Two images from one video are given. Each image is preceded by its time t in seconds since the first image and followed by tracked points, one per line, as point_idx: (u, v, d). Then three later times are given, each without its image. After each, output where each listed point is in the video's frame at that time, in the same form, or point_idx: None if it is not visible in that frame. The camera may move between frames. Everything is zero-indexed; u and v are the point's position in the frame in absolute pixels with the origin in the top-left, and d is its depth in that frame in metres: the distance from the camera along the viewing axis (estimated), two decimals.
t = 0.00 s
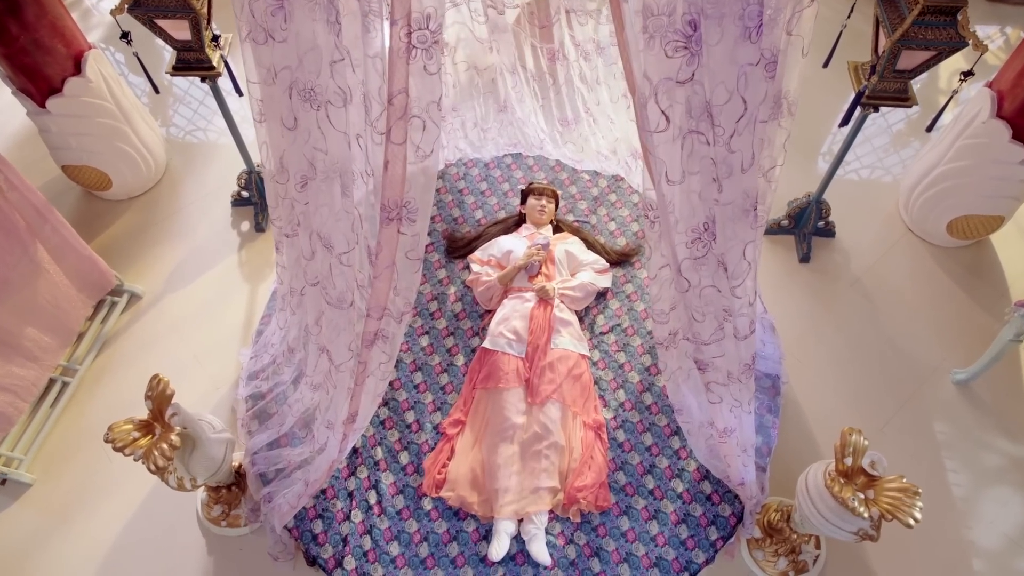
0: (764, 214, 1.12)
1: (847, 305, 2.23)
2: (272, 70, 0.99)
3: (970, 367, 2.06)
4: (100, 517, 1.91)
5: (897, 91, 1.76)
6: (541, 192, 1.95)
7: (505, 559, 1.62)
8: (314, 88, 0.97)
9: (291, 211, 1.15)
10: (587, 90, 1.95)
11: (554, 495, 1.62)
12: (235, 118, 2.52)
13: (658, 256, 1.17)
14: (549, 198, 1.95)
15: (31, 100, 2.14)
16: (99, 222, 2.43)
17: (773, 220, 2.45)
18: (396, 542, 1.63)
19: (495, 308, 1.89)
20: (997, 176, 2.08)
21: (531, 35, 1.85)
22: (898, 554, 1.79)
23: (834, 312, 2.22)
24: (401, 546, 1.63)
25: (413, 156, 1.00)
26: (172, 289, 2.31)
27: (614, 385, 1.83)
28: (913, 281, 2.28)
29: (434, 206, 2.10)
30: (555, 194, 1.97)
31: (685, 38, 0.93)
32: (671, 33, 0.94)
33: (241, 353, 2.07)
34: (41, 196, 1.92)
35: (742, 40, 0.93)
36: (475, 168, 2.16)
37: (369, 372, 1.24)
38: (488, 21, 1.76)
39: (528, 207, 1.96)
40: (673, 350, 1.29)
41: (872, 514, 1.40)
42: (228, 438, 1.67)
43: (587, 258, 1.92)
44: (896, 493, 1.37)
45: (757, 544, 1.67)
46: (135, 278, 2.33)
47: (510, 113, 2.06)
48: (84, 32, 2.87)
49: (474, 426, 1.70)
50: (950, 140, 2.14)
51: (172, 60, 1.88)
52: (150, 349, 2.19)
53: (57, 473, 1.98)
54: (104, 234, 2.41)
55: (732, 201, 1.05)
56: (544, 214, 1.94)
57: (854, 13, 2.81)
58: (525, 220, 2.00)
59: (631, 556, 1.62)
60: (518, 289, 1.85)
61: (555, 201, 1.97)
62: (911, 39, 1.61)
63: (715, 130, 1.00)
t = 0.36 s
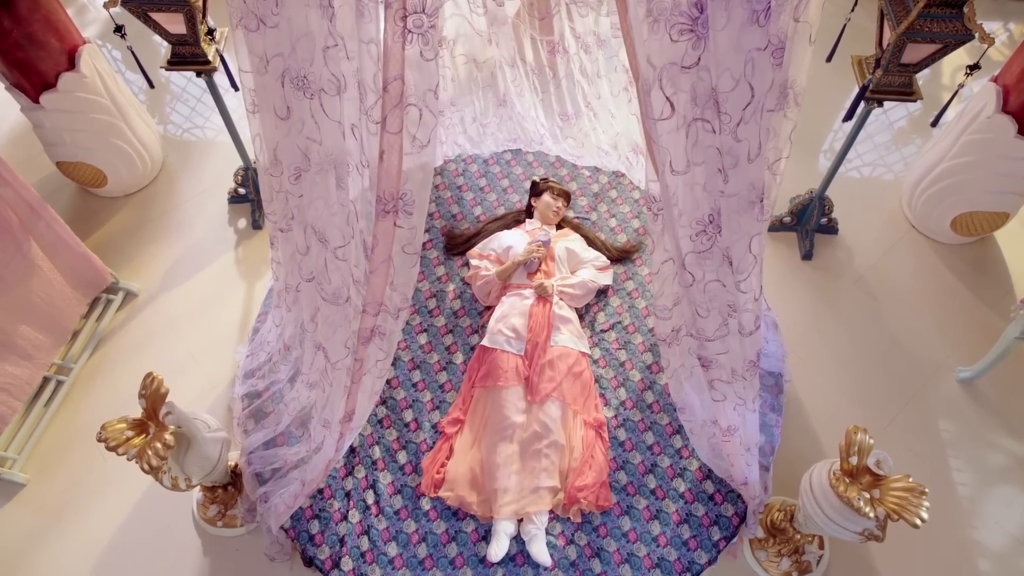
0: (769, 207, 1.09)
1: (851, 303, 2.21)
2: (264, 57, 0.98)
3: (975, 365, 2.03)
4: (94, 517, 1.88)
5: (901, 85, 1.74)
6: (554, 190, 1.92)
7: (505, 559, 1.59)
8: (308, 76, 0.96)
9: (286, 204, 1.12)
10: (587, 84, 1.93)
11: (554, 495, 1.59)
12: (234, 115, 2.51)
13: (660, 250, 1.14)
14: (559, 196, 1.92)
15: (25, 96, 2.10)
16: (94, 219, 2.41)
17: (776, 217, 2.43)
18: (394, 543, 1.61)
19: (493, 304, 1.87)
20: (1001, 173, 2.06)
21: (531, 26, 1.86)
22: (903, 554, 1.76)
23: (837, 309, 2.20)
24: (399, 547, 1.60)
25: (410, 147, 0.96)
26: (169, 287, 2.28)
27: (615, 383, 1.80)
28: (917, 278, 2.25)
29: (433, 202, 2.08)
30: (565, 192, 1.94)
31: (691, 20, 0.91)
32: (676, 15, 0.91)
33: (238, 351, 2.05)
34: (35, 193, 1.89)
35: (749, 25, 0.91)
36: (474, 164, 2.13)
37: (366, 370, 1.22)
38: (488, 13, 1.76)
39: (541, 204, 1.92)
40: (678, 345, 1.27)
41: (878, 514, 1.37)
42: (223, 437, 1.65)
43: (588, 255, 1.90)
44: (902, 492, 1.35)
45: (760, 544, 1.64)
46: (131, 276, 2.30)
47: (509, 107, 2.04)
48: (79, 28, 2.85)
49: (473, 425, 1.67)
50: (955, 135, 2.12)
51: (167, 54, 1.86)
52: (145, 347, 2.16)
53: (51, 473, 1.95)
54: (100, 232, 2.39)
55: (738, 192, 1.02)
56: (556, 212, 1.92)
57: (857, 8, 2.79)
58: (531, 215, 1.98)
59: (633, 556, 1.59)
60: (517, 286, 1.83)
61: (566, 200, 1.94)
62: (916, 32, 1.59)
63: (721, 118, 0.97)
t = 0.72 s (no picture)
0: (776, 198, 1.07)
1: (854, 299, 2.19)
2: (255, 44, 0.95)
3: (980, 362, 2.01)
4: (89, 516, 1.86)
5: (906, 77, 1.71)
6: (549, 184, 1.89)
7: (505, 559, 1.57)
8: (300, 62, 0.93)
9: (280, 196, 1.10)
10: (587, 76, 1.91)
11: (555, 494, 1.57)
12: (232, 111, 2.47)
13: (663, 244, 1.12)
14: (556, 190, 1.90)
15: (17, 90, 2.08)
16: (89, 215, 2.38)
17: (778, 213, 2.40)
18: (392, 543, 1.59)
19: (492, 300, 1.85)
20: (1007, 167, 2.03)
21: (531, 17, 1.83)
22: (907, 553, 1.74)
23: (840, 306, 2.17)
24: (397, 546, 1.58)
25: (406, 135, 0.94)
26: (164, 283, 2.26)
27: (615, 380, 1.78)
28: (920, 274, 2.23)
29: (431, 198, 2.05)
30: (562, 185, 1.92)
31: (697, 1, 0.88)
32: None
33: (234, 349, 2.02)
34: (28, 188, 1.86)
35: (757, 8, 0.88)
36: (473, 159, 2.11)
37: (363, 367, 1.20)
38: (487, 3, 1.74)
39: (538, 199, 1.90)
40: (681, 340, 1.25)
41: (884, 513, 1.35)
42: (219, 435, 1.63)
43: (589, 250, 1.87)
44: (908, 490, 1.33)
45: (762, 544, 1.62)
46: (126, 273, 2.28)
47: (508, 101, 2.01)
48: (74, 23, 2.81)
49: (472, 423, 1.65)
50: (959, 130, 2.09)
51: (161, 47, 1.83)
52: (141, 345, 2.14)
53: (45, 472, 1.93)
54: (95, 228, 2.36)
55: (744, 181, 1.00)
56: (553, 207, 1.90)
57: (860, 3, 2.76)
58: (531, 210, 1.95)
59: (634, 556, 1.57)
60: (516, 282, 1.81)
61: (564, 193, 1.92)
62: (921, 23, 1.56)
63: (727, 104, 0.94)
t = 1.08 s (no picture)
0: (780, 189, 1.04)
1: (857, 295, 2.16)
2: (243, 29, 0.91)
3: (984, 358, 1.99)
4: (82, 517, 1.83)
5: (911, 70, 1.69)
6: (549, 179, 1.87)
7: (504, 559, 1.55)
8: (291, 47, 0.89)
9: (273, 188, 1.07)
10: (587, 68, 1.84)
11: (555, 492, 1.55)
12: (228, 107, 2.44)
13: (665, 236, 1.10)
14: (555, 184, 1.88)
15: (9, 85, 2.04)
16: (84, 212, 2.36)
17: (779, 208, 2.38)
18: (390, 542, 1.56)
19: (491, 296, 1.83)
20: (1012, 161, 2.00)
21: (529, 8, 1.78)
22: (911, 552, 1.72)
23: (843, 301, 2.15)
24: (394, 546, 1.56)
25: (401, 123, 0.92)
26: (160, 280, 2.23)
27: (616, 377, 1.76)
28: (924, 270, 2.20)
29: (429, 193, 2.03)
30: (561, 179, 1.90)
31: None
32: None
33: (229, 346, 2.00)
34: (20, 183, 1.83)
35: None
36: (471, 154, 2.09)
37: (359, 364, 1.17)
38: None
39: (537, 193, 1.88)
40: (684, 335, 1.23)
41: (889, 511, 1.33)
42: (213, 434, 1.60)
43: (589, 246, 1.85)
44: (914, 489, 1.30)
45: (765, 543, 1.62)
46: (121, 270, 2.25)
47: (507, 94, 1.99)
48: (69, 19, 2.79)
49: (470, 421, 1.63)
50: (964, 124, 2.07)
51: (155, 41, 1.80)
52: (135, 343, 2.11)
53: (38, 471, 1.90)
54: (89, 225, 2.33)
55: (750, 170, 0.97)
56: (552, 202, 1.87)
57: None
58: (530, 205, 1.93)
59: (635, 556, 1.55)
60: (515, 277, 1.78)
61: (564, 188, 1.90)
62: (927, 14, 1.54)
63: (734, 88, 0.92)
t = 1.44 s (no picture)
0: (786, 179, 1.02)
1: (859, 291, 2.14)
2: (233, 14, 0.89)
3: (989, 356, 1.96)
4: (76, 518, 1.80)
5: (915, 63, 1.67)
6: (548, 175, 1.85)
7: (503, 560, 1.52)
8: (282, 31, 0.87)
9: (265, 180, 1.05)
10: (587, 60, 1.85)
11: (554, 492, 1.52)
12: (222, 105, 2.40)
13: (668, 227, 1.07)
14: (555, 180, 1.85)
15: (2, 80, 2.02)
16: (78, 209, 2.33)
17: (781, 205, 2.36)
18: (387, 543, 1.54)
19: (490, 294, 1.81)
20: (1017, 156, 1.98)
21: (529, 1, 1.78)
22: (916, 552, 1.69)
23: (845, 298, 2.13)
24: (392, 547, 1.53)
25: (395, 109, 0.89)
26: (154, 278, 2.21)
27: (617, 375, 1.73)
28: (927, 266, 2.18)
29: (426, 190, 2.01)
30: (561, 175, 1.87)
31: None
32: None
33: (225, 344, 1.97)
34: (11, 179, 1.81)
35: None
36: (470, 150, 2.05)
37: (354, 361, 1.15)
38: None
39: (536, 190, 1.85)
40: (687, 331, 1.20)
41: (896, 510, 1.30)
42: (208, 433, 1.58)
43: (589, 242, 1.82)
44: (921, 487, 1.28)
45: (768, 542, 1.61)
46: (115, 268, 2.23)
47: (505, 87, 1.97)
48: (64, 16, 2.76)
49: (469, 419, 1.60)
50: (968, 118, 2.04)
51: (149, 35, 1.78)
52: (130, 341, 2.09)
53: (31, 472, 1.88)
54: (83, 222, 2.31)
55: (757, 159, 0.95)
56: (552, 199, 1.85)
57: None
58: (528, 201, 1.90)
59: (637, 556, 1.52)
60: (514, 274, 1.76)
61: (564, 184, 1.87)
62: (932, 5, 1.52)
63: (741, 70, 0.89)
